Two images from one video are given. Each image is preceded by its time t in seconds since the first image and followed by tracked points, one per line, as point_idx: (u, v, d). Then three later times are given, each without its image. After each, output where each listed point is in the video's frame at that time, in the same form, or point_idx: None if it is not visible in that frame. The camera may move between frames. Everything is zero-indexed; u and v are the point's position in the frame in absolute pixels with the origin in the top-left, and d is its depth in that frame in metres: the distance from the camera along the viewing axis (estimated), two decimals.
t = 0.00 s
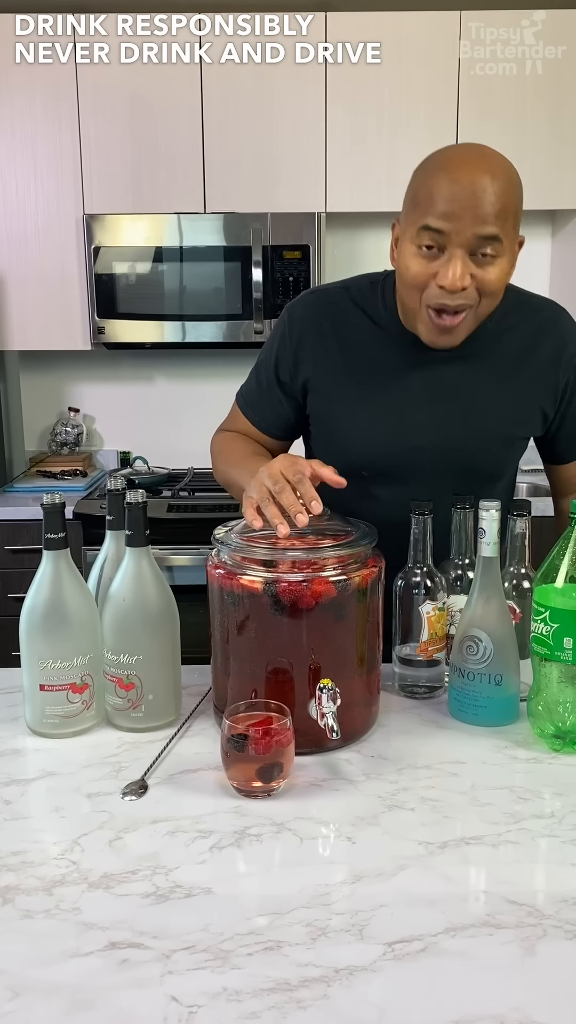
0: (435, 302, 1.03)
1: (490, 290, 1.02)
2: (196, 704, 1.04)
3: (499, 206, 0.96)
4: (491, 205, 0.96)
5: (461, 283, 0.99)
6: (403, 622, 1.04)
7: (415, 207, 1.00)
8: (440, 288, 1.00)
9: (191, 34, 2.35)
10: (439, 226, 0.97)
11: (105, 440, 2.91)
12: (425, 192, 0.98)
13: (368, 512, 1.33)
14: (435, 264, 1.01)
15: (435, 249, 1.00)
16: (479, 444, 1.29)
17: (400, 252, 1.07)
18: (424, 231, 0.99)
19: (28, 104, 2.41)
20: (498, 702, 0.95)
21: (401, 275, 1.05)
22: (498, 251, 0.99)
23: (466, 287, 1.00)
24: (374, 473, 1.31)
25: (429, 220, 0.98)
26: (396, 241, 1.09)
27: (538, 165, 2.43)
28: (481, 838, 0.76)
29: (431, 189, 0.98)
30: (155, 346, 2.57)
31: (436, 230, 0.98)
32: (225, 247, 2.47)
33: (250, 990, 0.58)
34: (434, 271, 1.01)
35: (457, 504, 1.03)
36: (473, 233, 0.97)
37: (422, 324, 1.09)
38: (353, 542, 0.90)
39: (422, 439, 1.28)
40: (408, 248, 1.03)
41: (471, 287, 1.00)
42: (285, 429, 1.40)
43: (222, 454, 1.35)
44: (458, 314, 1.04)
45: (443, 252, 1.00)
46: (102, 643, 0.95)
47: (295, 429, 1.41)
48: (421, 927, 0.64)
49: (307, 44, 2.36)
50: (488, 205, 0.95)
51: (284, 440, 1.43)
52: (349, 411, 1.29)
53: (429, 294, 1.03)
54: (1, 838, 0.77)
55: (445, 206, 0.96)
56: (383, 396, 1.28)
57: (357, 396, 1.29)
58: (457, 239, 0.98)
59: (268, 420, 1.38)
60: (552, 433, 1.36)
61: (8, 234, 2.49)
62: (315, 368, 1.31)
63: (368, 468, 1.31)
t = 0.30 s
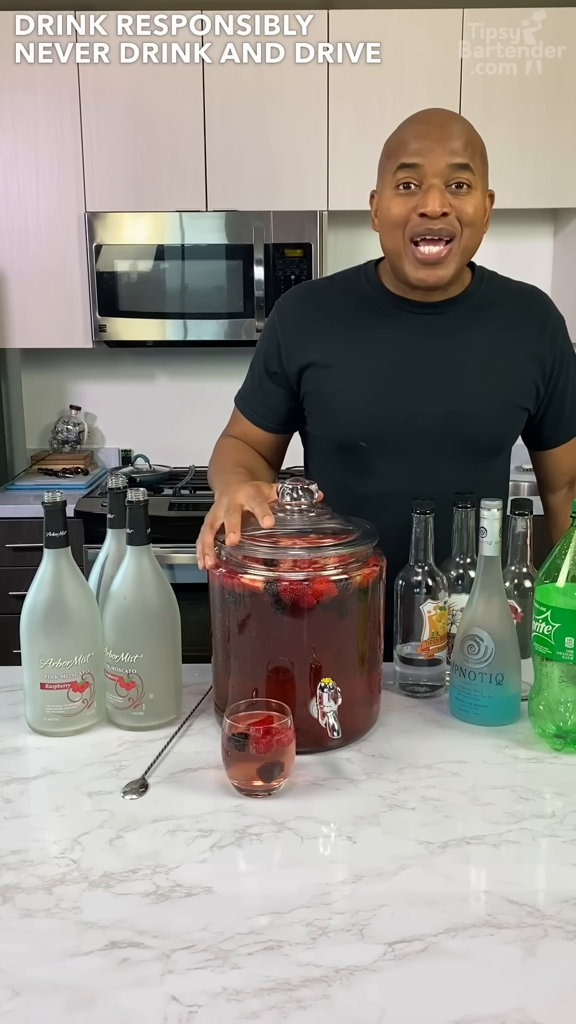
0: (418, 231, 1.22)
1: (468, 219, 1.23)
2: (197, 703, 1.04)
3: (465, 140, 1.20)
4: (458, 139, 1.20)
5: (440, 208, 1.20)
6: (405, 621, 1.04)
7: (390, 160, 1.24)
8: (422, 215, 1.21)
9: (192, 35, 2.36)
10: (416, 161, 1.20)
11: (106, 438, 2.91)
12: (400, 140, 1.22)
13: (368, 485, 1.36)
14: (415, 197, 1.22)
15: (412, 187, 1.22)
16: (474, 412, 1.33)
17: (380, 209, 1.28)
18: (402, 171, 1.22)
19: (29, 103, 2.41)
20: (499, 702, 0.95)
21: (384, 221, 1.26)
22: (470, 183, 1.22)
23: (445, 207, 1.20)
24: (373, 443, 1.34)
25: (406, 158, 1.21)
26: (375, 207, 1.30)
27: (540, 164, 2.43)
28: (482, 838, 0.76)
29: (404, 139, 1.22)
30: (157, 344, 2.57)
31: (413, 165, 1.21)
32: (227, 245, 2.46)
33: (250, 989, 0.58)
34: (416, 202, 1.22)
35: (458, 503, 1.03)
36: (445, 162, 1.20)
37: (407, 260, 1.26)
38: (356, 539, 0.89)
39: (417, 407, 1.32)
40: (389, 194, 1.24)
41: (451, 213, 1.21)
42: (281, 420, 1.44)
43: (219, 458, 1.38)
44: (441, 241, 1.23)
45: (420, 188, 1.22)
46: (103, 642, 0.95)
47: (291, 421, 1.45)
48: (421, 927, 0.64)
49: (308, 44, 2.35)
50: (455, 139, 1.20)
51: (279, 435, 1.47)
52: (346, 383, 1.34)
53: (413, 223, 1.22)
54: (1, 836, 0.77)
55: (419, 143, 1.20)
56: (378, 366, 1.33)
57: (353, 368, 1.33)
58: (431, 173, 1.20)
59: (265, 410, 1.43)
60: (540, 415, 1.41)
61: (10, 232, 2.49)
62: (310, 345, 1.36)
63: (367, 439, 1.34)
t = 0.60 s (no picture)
0: (408, 208, 1.30)
1: (456, 200, 1.31)
2: (200, 702, 1.04)
3: (449, 128, 1.31)
4: (443, 126, 1.31)
5: (429, 185, 1.29)
6: (408, 622, 1.04)
7: (380, 151, 1.34)
8: (412, 191, 1.29)
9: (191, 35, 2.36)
10: (404, 146, 1.31)
11: (107, 437, 2.90)
12: (389, 130, 1.33)
13: (362, 467, 1.39)
14: (405, 178, 1.31)
15: (402, 171, 1.32)
16: (469, 398, 1.35)
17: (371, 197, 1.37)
18: (392, 157, 1.32)
19: (30, 102, 2.40)
20: (502, 703, 0.95)
21: (376, 207, 1.34)
22: (456, 168, 1.32)
23: (433, 185, 1.29)
24: (366, 426, 1.37)
25: (395, 144, 1.31)
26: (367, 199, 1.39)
27: (542, 163, 2.42)
28: (486, 838, 0.76)
29: (392, 131, 1.33)
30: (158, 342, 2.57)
31: (402, 149, 1.31)
32: (229, 244, 2.46)
33: (254, 990, 0.58)
34: (405, 182, 1.30)
35: (462, 503, 1.03)
36: (432, 146, 1.30)
37: (398, 239, 1.33)
38: (360, 537, 0.89)
39: (411, 392, 1.35)
40: (379, 180, 1.34)
41: (440, 191, 1.30)
42: (281, 412, 1.48)
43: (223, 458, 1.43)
44: (431, 217, 1.30)
45: (409, 171, 1.31)
46: (106, 641, 0.95)
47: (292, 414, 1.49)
48: (426, 928, 0.64)
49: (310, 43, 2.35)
50: (440, 126, 1.30)
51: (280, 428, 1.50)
52: (342, 367, 1.37)
53: (403, 202, 1.31)
54: (4, 835, 0.77)
55: (406, 130, 1.31)
56: (373, 351, 1.36)
57: (349, 353, 1.37)
58: (420, 156, 1.30)
59: (265, 402, 1.47)
60: (538, 410, 1.44)
61: (11, 231, 2.48)
62: (307, 332, 1.39)
63: (361, 422, 1.37)
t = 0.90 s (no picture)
0: (394, 207, 1.32)
1: (440, 200, 1.33)
2: (200, 700, 1.04)
3: (434, 129, 1.33)
4: (428, 128, 1.33)
5: (414, 185, 1.30)
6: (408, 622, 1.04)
7: (366, 153, 1.36)
8: (397, 191, 1.31)
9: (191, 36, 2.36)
10: (390, 147, 1.33)
11: (107, 436, 2.90)
12: (375, 132, 1.35)
13: (351, 464, 1.40)
14: (391, 179, 1.32)
15: (388, 172, 1.33)
16: (456, 393, 1.36)
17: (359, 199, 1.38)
18: (378, 158, 1.34)
19: (30, 102, 2.40)
20: (503, 702, 0.95)
21: (362, 208, 1.36)
22: (441, 168, 1.33)
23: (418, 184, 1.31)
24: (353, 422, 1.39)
25: (381, 145, 1.33)
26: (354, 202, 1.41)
27: (542, 162, 2.42)
28: (485, 837, 0.76)
29: (379, 133, 1.35)
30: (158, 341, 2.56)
31: (387, 150, 1.33)
32: (229, 242, 2.46)
33: (253, 989, 0.58)
34: (391, 182, 1.32)
35: (461, 500, 1.03)
36: (417, 146, 1.32)
37: (385, 239, 1.34)
38: (379, 537, 0.89)
39: (398, 388, 1.37)
40: (366, 180, 1.35)
41: (424, 191, 1.31)
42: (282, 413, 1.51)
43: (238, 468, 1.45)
44: (416, 216, 1.32)
45: (395, 171, 1.33)
46: (106, 640, 0.95)
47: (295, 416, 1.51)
48: (425, 926, 0.64)
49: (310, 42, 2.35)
50: (425, 127, 1.33)
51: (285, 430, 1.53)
52: (330, 365, 1.40)
53: (389, 202, 1.32)
54: (3, 833, 0.77)
55: (392, 131, 1.33)
56: (361, 349, 1.38)
57: (336, 352, 1.40)
58: (405, 156, 1.32)
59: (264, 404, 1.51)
60: (533, 409, 1.44)
61: (11, 230, 2.48)
62: (298, 333, 1.43)
63: (349, 418, 1.40)
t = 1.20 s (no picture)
0: (376, 202, 1.33)
1: (422, 194, 1.34)
2: (197, 697, 1.04)
3: (412, 125, 1.35)
4: (407, 124, 1.34)
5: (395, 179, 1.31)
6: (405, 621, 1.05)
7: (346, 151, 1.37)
8: (379, 186, 1.32)
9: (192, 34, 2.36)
10: (371, 143, 1.34)
11: (105, 435, 2.90)
12: (355, 130, 1.36)
13: (337, 463, 1.41)
14: (372, 174, 1.33)
15: (369, 167, 1.34)
16: (440, 390, 1.36)
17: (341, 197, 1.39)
18: (359, 154, 1.35)
19: (28, 101, 2.40)
20: (499, 701, 0.95)
21: (345, 205, 1.37)
22: (421, 163, 1.34)
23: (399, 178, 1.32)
24: (338, 421, 1.39)
25: (361, 142, 1.34)
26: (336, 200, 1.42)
27: (540, 162, 2.42)
28: (481, 835, 0.76)
29: (358, 131, 1.36)
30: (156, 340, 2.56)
31: (368, 147, 1.34)
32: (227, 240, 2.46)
33: (248, 985, 0.58)
34: (372, 177, 1.33)
35: (459, 498, 1.02)
36: (396, 142, 1.33)
37: (368, 234, 1.35)
38: (376, 532, 0.89)
39: (381, 386, 1.37)
40: (348, 177, 1.36)
41: (406, 185, 1.32)
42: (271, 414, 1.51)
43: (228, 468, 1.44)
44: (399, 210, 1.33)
45: (376, 167, 1.34)
46: (102, 637, 0.95)
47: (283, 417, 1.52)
48: (420, 923, 0.64)
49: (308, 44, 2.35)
50: (404, 123, 1.34)
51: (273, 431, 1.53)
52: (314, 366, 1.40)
53: (371, 197, 1.33)
54: None
55: (371, 128, 1.34)
56: (344, 348, 1.38)
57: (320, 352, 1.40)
58: (385, 152, 1.33)
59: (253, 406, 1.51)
60: (516, 404, 1.44)
61: (9, 229, 2.48)
62: (282, 334, 1.44)
63: (334, 418, 1.40)
